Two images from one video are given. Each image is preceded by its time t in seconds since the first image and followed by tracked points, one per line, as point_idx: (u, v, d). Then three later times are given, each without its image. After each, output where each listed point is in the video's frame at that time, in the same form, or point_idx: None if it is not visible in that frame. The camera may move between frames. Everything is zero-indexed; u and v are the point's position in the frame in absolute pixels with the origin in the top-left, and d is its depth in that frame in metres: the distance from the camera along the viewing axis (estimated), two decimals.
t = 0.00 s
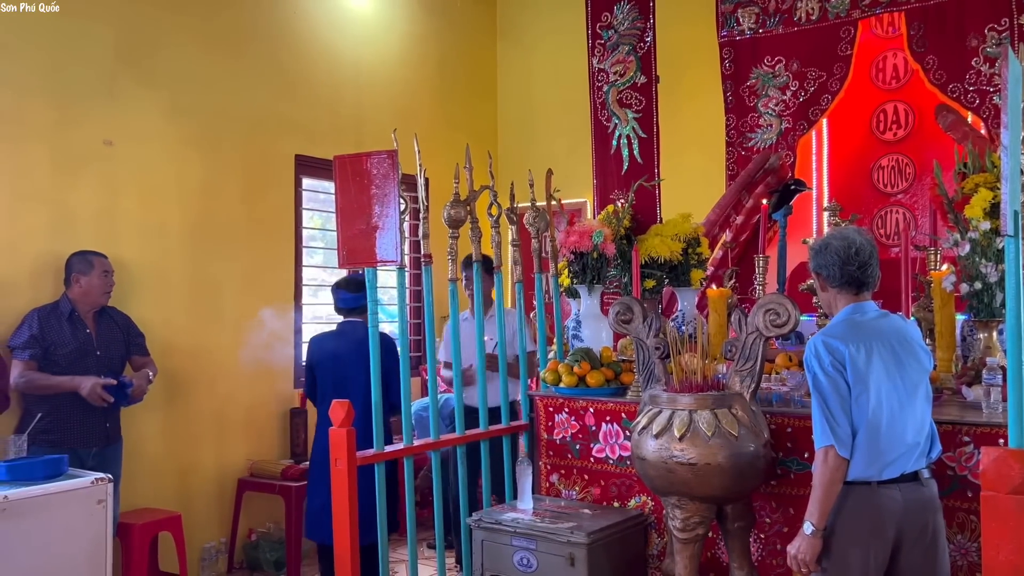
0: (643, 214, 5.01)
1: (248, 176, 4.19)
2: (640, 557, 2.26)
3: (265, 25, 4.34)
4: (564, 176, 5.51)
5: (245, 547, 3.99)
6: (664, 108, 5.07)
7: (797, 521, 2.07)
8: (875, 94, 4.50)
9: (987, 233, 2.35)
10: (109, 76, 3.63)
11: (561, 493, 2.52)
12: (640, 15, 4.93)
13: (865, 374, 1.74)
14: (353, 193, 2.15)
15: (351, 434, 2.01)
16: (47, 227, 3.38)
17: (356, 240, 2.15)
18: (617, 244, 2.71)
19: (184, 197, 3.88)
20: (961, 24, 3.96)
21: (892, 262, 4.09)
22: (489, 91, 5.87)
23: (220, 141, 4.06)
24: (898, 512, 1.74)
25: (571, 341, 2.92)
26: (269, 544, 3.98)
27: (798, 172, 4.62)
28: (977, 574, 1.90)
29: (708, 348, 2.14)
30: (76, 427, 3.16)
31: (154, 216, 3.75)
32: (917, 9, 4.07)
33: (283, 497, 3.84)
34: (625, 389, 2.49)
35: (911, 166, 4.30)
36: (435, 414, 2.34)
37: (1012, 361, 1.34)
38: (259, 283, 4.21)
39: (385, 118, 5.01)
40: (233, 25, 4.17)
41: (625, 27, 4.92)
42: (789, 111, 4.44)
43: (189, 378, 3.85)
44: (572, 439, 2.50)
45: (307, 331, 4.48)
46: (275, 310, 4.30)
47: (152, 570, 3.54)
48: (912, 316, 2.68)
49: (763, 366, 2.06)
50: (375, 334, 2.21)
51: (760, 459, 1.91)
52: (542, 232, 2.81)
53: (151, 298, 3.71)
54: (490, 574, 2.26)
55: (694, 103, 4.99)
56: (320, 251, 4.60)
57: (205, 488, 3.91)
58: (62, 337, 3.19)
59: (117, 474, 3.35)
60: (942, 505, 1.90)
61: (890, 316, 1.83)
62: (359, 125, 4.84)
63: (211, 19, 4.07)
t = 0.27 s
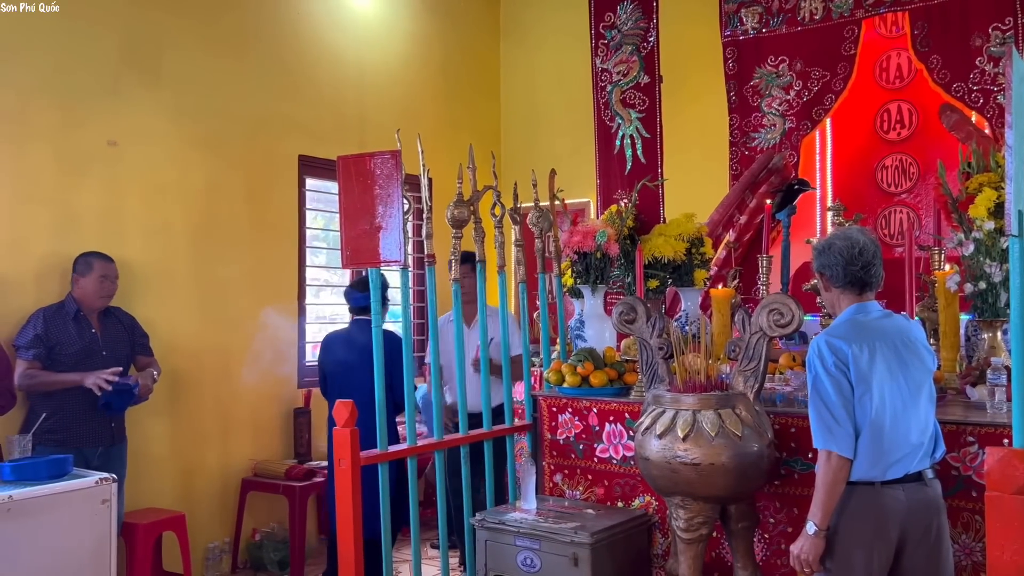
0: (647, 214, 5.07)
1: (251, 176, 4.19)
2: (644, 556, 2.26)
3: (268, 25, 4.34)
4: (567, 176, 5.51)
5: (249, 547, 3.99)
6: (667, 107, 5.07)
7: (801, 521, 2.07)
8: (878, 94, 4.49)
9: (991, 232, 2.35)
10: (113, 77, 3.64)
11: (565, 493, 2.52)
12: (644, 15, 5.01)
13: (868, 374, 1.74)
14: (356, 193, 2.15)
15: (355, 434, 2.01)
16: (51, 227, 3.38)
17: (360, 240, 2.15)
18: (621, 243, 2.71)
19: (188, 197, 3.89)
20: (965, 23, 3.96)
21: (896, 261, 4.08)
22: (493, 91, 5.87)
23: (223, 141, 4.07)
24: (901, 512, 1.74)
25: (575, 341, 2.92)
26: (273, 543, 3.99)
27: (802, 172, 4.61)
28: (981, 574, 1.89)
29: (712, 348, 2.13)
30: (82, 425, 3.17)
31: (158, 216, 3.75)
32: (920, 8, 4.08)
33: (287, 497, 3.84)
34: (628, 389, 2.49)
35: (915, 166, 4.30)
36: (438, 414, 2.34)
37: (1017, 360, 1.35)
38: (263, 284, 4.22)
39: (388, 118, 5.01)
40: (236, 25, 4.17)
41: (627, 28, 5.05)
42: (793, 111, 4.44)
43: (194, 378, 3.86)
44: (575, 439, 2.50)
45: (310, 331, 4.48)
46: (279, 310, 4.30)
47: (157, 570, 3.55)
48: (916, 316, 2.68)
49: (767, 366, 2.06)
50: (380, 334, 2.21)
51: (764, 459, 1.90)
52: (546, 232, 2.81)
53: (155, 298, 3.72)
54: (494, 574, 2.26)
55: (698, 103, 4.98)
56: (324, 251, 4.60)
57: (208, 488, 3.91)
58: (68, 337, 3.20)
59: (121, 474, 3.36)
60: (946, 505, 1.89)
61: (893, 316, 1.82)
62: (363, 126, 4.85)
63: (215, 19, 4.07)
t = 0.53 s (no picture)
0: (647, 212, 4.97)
1: (253, 177, 4.20)
2: (645, 556, 2.26)
3: (270, 25, 4.35)
4: (569, 176, 5.51)
5: (250, 547, 4.00)
6: (669, 107, 5.07)
7: (803, 521, 2.07)
8: (880, 94, 4.49)
9: (993, 232, 2.35)
10: (114, 77, 3.64)
11: (567, 493, 2.52)
12: (646, 15, 4.93)
13: (869, 375, 1.74)
14: (357, 194, 2.15)
15: (356, 434, 2.01)
16: (53, 228, 3.39)
17: (361, 240, 2.16)
18: (623, 244, 2.71)
19: (190, 198, 3.89)
20: (967, 23, 3.95)
21: (898, 261, 4.08)
22: (494, 91, 5.87)
23: (225, 142, 4.07)
24: (902, 512, 1.74)
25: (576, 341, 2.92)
26: (275, 543, 4.00)
27: (803, 172, 4.61)
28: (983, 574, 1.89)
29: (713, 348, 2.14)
30: (83, 426, 3.17)
31: (160, 217, 3.76)
32: (922, 8, 4.07)
33: (289, 497, 3.85)
34: (630, 389, 2.49)
35: (917, 166, 4.29)
36: (439, 414, 2.34)
37: (1018, 358, 1.36)
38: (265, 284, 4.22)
39: (389, 118, 5.02)
40: (237, 26, 4.18)
41: (629, 28, 4.99)
42: (794, 110, 4.44)
43: (195, 378, 3.86)
44: (576, 439, 2.50)
45: (312, 331, 4.49)
46: (281, 310, 4.31)
47: (159, 570, 3.55)
48: (917, 316, 2.68)
49: (769, 366, 2.06)
50: (381, 334, 2.22)
51: (765, 459, 1.91)
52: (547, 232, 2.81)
53: (157, 298, 3.72)
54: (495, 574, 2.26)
55: (699, 102, 4.98)
56: (326, 251, 4.60)
57: (210, 488, 3.92)
58: (71, 338, 3.20)
59: (123, 474, 3.36)
60: (947, 505, 1.89)
61: (894, 316, 1.82)
62: (364, 126, 4.85)
63: (216, 20, 4.08)
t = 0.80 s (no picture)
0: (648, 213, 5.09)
1: (254, 177, 4.20)
2: (645, 556, 2.26)
3: (270, 26, 4.35)
4: (569, 176, 5.51)
5: (251, 548, 4.00)
6: (669, 107, 5.07)
7: (802, 521, 2.07)
8: (880, 94, 4.47)
9: (992, 232, 2.35)
10: (114, 77, 3.65)
11: (567, 493, 2.52)
12: (646, 15, 5.06)
13: (869, 375, 1.74)
14: (357, 194, 2.16)
15: (356, 434, 2.01)
16: (54, 229, 3.40)
17: (361, 241, 2.16)
18: (623, 244, 2.71)
19: (190, 198, 3.90)
20: (967, 23, 3.95)
21: (897, 261, 4.09)
22: (494, 91, 5.87)
23: (225, 142, 4.08)
24: (902, 512, 1.74)
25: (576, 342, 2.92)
26: (275, 544, 4.00)
27: (803, 172, 4.61)
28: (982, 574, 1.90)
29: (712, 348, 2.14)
30: (83, 428, 3.17)
31: (160, 217, 3.76)
32: (922, 8, 4.08)
33: (289, 497, 3.85)
34: (630, 389, 2.49)
35: (917, 166, 4.29)
36: (439, 414, 2.34)
37: (1016, 359, 1.35)
38: (265, 284, 4.23)
39: (390, 119, 5.02)
40: (238, 26, 4.18)
41: (628, 29, 5.11)
42: (794, 111, 4.44)
43: (196, 379, 3.87)
44: (577, 439, 2.50)
45: (312, 331, 4.49)
46: (281, 310, 4.31)
47: (159, 570, 3.56)
48: (917, 316, 2.69)
49: (768, 366, 2.07)
50: (380, 335, 2.22)
51: (765, 459, 1.91)
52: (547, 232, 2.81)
53: (157, 299, 3.73)
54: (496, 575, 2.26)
55: (699, 103, 4.98)
56: (326, 252, 4.61)
57: (210, 489, 3.92)
58: (68, 339, 3.20)
59: (123, 475, 3.37)
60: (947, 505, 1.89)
61: (893, 316, 1.83)
62: (364, 126, 4.85)
63: (217, 20, 4.09)
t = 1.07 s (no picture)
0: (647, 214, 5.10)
1: (253, 178, 4.20)
2: (644, 557, 2.26)
3: (269, 27, 4.35)
4: (567, 176, 5.52)
5: (250, 548, 4.00)
6: (667, 108, 5.07)
7: (801, 522, 2.07)
8: (879, 94, 4.49)
9: (990, 232, 2.36)
10: (114, 78, 3.65)
11: (566, 494, 2.52)
12: (644, 17, 5.03)
13: (866, 376, 1.74)
14: (356, 196, 2.16)
15: (355, 435, 2.01)
16: (53, 230, 3.40)
17: (360, 242, 2.16)
18: (622, 244, 2.72)
19: (190, 199, 3.90)
20: (966, 24, 3.95)
21: (896, 262, 4.09)
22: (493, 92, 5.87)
23: (225, 143, 4.08)
24: (900, 512, 1.74)
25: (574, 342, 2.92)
26: (275, 545, 4.00)
27: (802, 172, 4.62)
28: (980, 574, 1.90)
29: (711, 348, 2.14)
30: (82, 430, 3.18)
31: (159, 218, 3.77)
32: (921, 9, 4.08)
33: (289, 498, 3.85)
34: (629, 390, 2.49)
35: (915, 166, 4.29)
36: (438, 415, 2.34)
37: (1014, 359, 1.35)
38: (264, 285, 4.23)
39: (389, 119, 5.02)
40: (237, 27, 4.18)
41: (627, 29, 5.09)
42: (792, 111, 4.44)
43: (195, 379, 3.87)
44: (576, 440, 2.50)
45: (312, 332, 4.49)
46: (280, 311, 4.31)
47: (159, 571, 3.56)
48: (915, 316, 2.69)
49: (767, 366, 2.07)
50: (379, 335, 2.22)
51: (763, 460, 1.91)
52: (546, 233, 2.81)
53: (156, 300, 3.73)
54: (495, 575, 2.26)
55: (698, 103, 4.98)
56: (326, 253, 4.61)
57: (210, 490, 3.92)
58: (62, 342, 3.20)
59: (122, 476, 3.37)
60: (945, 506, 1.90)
61: (891, 316, 1.83)
62: (363, 127, 4.85)
63: (216, 21, 4.09)
